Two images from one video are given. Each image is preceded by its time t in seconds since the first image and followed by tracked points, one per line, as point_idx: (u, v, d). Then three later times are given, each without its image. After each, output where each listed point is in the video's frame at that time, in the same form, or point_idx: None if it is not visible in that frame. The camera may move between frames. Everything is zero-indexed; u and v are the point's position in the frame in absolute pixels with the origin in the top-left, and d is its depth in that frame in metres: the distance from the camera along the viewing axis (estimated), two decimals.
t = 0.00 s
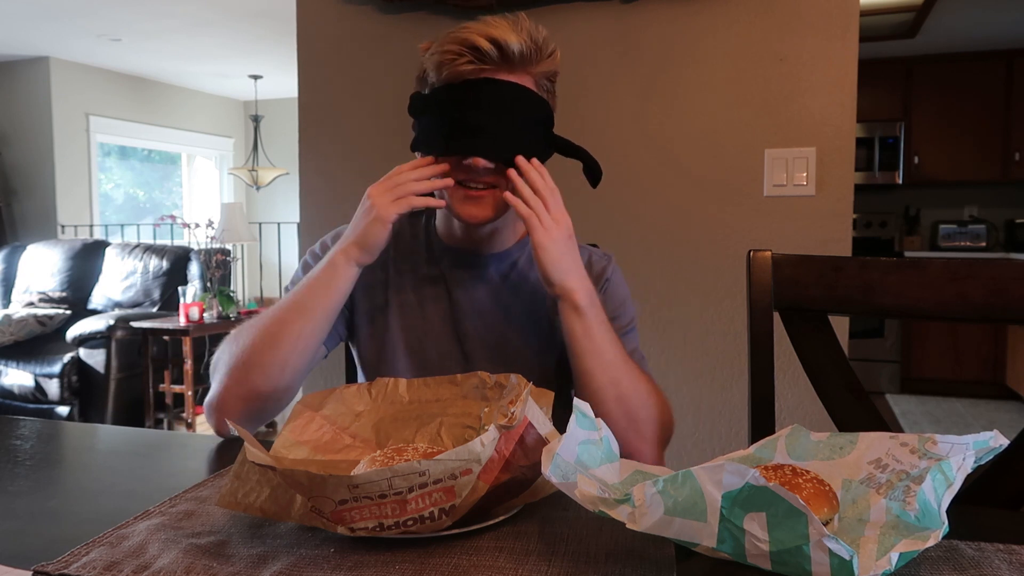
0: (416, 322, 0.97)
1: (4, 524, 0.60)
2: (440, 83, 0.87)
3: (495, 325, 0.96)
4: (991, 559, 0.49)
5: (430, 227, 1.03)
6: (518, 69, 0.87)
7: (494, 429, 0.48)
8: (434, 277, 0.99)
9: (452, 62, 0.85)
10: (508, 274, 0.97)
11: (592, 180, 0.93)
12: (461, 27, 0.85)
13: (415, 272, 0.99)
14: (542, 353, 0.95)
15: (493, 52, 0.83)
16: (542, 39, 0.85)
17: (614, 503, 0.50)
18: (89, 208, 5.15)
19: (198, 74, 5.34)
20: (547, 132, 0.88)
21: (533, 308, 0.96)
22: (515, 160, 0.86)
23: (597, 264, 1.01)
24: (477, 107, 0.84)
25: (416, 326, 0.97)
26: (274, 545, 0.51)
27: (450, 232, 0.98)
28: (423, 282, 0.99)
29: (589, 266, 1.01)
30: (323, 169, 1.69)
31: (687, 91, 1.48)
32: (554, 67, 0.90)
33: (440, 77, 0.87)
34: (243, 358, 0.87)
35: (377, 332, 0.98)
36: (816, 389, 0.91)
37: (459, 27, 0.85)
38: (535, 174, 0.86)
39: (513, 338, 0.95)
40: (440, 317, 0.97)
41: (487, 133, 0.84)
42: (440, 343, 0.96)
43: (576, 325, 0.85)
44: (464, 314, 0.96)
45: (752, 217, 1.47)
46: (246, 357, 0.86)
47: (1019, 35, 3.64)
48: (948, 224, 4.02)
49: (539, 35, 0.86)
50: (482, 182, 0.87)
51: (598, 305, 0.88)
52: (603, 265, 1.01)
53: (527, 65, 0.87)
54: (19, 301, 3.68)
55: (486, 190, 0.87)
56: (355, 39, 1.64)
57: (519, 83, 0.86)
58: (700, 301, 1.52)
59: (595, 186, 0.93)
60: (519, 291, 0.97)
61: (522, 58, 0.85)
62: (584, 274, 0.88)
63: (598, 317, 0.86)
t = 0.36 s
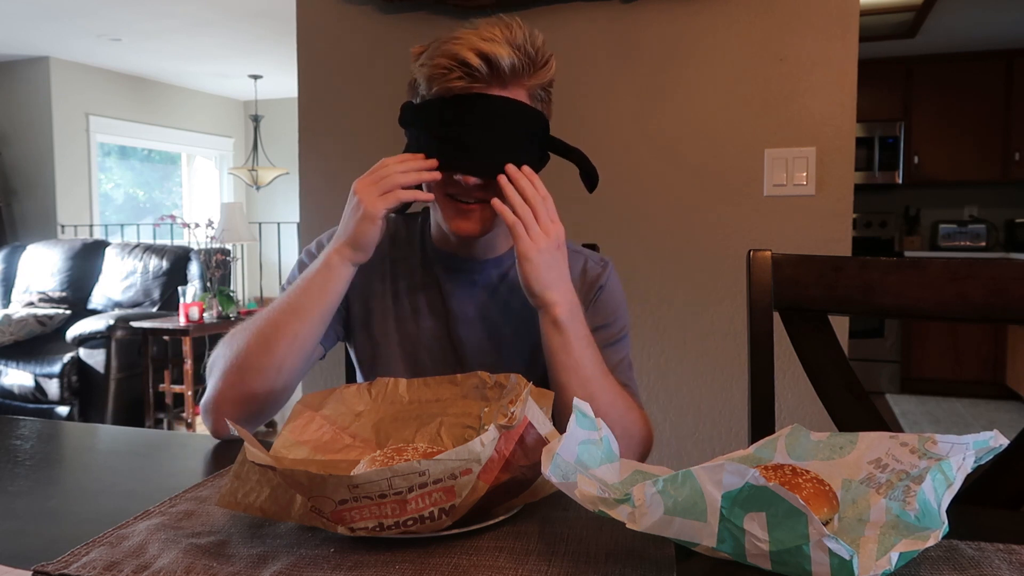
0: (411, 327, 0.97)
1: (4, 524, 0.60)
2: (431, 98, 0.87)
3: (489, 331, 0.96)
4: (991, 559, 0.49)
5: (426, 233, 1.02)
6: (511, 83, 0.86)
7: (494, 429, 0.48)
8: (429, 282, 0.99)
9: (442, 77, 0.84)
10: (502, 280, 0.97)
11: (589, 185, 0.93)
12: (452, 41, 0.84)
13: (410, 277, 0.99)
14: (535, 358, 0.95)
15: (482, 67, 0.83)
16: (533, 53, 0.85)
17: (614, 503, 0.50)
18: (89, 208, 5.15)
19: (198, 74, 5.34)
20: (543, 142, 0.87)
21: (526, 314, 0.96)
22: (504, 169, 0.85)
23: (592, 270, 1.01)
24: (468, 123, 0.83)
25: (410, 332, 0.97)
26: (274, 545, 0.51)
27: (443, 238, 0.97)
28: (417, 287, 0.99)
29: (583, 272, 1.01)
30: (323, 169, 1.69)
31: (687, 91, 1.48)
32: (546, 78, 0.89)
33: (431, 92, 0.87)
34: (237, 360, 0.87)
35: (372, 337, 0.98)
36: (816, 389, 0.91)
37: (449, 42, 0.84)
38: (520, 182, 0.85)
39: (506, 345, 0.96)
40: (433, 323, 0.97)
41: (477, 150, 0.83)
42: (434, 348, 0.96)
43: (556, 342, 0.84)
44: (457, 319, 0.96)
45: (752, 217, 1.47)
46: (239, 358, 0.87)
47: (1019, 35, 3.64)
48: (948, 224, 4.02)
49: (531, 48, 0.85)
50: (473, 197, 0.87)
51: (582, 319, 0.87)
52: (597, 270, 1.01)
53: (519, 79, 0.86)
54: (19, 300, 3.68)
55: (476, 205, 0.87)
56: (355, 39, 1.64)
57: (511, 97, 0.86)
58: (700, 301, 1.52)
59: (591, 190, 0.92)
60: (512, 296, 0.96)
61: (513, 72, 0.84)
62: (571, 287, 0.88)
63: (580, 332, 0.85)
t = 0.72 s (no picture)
0: (410, 327, 0.97)
1: (4, 524, 0.60)
2: (429, 98, 0.87)
3: (487, 331, 0.96)
4: (991, 559, 0.49)
5: (424, 234, 1.02)
6: (509, 84, 0.86)
7: (494, 429, 0.48)
8: (427, 284, 0.99)
9: (440, 78, 0.85)
10: (500, 280, 0.97)
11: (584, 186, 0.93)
12: (450, 42, 0.84)
13: (408, 279, 0.99)
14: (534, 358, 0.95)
15: (480, 67, 0.83)
16: (531, 54, 0.85)
17: (614, 503, 0.50)
18: (89, 208, 5.15)
19: (198, 74, 5.34)
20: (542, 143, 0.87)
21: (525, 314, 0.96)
22: (501, 163, 0.84)
23: (588, 267, 1.01)
24: (465, 123, 0.83)
25: (408, 332, 0.97)
26: (273, 545, 0.51)
27: (440, 241, 0.97)
28: (415, 288, 0.99)
29: (580, 269, 1.01)
30: (323, 168, 1.69)
31: (687, 91, 1.48)
32: (544, 81, 0.89)
33: (429, 92, 0.87)
34: (242, 359, 0.87)
35: (371, 337, 0.98)
36: (816, 389, 0.91)
37: (447, 43, 0.85)
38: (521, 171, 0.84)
39: (504, 345, 0.96)
40: (432, 323, 0.97)
41: (473, 150, 0.83)
42: (433, 349, 0.96)
43: (552, 338, 0.84)
44: (456, 320, 0.96)
45: (752, 216, 1.47)
46: (244, 357, 0.86)
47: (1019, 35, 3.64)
48: (948, 224, 4.02)
49: (528, 50, 0.85)
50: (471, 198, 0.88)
51: (579, 315, 0.87)
52: (594, 268, 1.01)
53: (517, 80, 0.86)
54: (19, 300, 3.68)
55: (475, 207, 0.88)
56: (355, 39, 1.64)
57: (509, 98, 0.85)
58: (700, 301, 1.52)
59: (587, 192, 0.92)
60: (510, 296, 0.96)
61: (511, 73, 0.84)
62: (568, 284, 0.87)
63: (577, 326, 0.85)
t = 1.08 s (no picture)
0: (408, 327, 0.97)
1: (4, 524, 0.60)
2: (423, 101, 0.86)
3: (484, 331, 0.96)
4: (991, 559, 0.49)
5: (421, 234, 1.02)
6: (503, 86, 0.85)
7: (494, 429, 0.48)
8: (425, 284, 0.99)
9: (434, 80, 0.84)
10: (496, 279, 0.97)
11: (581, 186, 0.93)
12: (444, 44, 0.84)
13: (407, 279, 0.99)
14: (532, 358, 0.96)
15: (474, 69, 0.83)
16: (525, 55, 0.85)
17: (614, 503, 0.50)
18: (89, 208, 5.15)
19: (198, 74, 5.34)
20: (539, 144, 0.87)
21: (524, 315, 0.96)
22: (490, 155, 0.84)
23: (584, 266, 1.01)
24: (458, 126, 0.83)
25: (405, 331, 0.97)
26: (274, 545, 0.51)
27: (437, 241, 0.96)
28: (413, 288, 0.99)
29: (576, 268, 1.01)
30: (323, 168, 1.69)
31: (686, 91, 1.48)
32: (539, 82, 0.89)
33: (423, 94, 0.86)
34: (250, 356, 0.86)
35: (370, 337, 0.98)
36: (816, 389, 0.91)
37: (441, 45, 0.85)
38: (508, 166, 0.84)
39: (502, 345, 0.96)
40: (431, 323, 0.97)
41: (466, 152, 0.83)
42: (431, 349, 0.97)
43: (536, 330, 0.85)
44: (453, 318, 0.96)
45: (752, 216, 1.47)
46: (253, 355, 0.86)
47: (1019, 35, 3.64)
48: (948, 224, 4.02)
49: (522, 51, 0.85)
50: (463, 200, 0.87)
51: (565, 310, 0.88)
52: (590, 267, 1.01)
53: (511, 81, 0.85)
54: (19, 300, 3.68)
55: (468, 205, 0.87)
56: (355, 40, 1.64)
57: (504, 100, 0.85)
58: (700, 301, 1.52)
59: (584, 193, 0.92)
60: (506, 296, 0.97)
61: (505, 75, 0.84)
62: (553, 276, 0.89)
63: (561, 320, 0.86)
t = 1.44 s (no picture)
0: (406, 328, 0.98)
1: (4, 524, 0.60)
2: (424, 98, 0.86)
3: (483, 332, 0.96)
4: (991, 559, 0.49)
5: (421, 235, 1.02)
6: (505, 85, 0.86)
7: (494, 429, 0.48)
8: (424, 284, 0.99)
9: (435, 77, 0.84)
10: (495, 279, 0.97)
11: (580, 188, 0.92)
12: (446, 42, 0.84)
13: (405, 279, 0.99)
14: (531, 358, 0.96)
15: (476, 68, 0.83)
16: (528, 54, 0.85)
17: (613, 503, 0.50)
18: (89, 208, 5.15)
19: (198, 74, 5.34)
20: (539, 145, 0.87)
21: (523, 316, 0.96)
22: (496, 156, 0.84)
23: (583, 268, 1.00)
24: (459, 124, 0.83)
25: (403, 332, 0.98)
26: (273, 545, 0.51)
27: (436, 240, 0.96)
28: (412, 288, 0.99)
29: (575, 270, 1.00)
30: (323, 168, 1.69)
31: (686, 91, 1.48)
32: (541, 81, 0.89)
33: (424, 91, 0.86)
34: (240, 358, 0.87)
35: (369, 337, 0.98)
36: (816, 388, 0.91)
37: (443, 43, 0.85)
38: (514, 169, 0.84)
39: (500, 346, 0.96)
40: (429, 323, 0.97)
41: (467, 151, 0.83)
42: (429, 349, 0.97)
43: (540, 334, 0.85)
44: (451, 320, 0.96)
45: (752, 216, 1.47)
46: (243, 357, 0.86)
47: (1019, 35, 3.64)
48: (948, 224, 4.02)
49: (525, 50, 0.85)
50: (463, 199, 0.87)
51: (568, 313, 0.88)
52: (589, 269, 1.00)
53: (513, 80, 0.86)
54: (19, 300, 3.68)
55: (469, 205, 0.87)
56: (354, 40, 1.64)
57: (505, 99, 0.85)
58: (700, 301, 1.52)
59: (584, 197, 0.92)
60: (505, 298, 0.97)
61: (506, 74, 0.84)
62: (557, 279, 0.88)
63: (565, 323, 0.86)
